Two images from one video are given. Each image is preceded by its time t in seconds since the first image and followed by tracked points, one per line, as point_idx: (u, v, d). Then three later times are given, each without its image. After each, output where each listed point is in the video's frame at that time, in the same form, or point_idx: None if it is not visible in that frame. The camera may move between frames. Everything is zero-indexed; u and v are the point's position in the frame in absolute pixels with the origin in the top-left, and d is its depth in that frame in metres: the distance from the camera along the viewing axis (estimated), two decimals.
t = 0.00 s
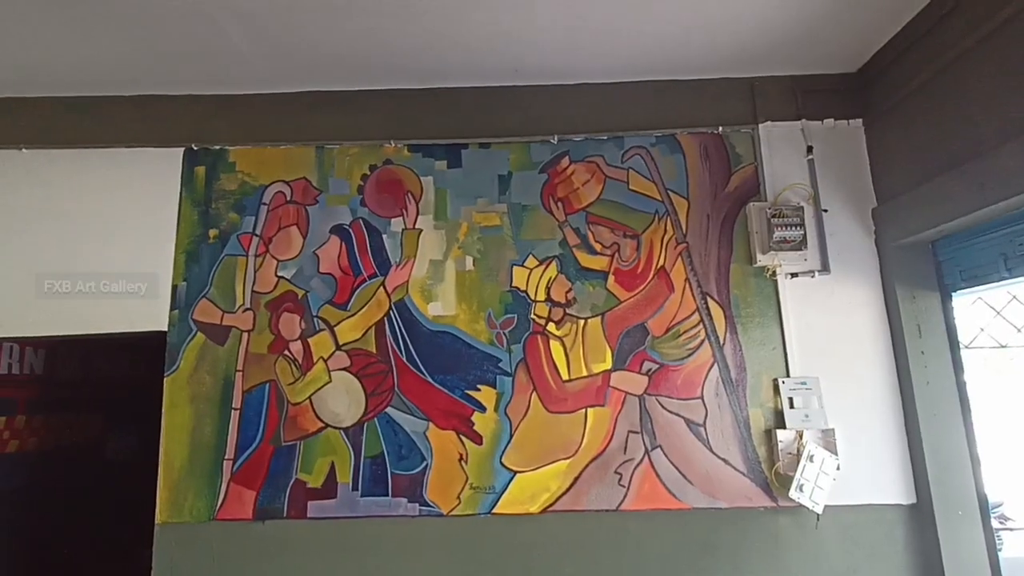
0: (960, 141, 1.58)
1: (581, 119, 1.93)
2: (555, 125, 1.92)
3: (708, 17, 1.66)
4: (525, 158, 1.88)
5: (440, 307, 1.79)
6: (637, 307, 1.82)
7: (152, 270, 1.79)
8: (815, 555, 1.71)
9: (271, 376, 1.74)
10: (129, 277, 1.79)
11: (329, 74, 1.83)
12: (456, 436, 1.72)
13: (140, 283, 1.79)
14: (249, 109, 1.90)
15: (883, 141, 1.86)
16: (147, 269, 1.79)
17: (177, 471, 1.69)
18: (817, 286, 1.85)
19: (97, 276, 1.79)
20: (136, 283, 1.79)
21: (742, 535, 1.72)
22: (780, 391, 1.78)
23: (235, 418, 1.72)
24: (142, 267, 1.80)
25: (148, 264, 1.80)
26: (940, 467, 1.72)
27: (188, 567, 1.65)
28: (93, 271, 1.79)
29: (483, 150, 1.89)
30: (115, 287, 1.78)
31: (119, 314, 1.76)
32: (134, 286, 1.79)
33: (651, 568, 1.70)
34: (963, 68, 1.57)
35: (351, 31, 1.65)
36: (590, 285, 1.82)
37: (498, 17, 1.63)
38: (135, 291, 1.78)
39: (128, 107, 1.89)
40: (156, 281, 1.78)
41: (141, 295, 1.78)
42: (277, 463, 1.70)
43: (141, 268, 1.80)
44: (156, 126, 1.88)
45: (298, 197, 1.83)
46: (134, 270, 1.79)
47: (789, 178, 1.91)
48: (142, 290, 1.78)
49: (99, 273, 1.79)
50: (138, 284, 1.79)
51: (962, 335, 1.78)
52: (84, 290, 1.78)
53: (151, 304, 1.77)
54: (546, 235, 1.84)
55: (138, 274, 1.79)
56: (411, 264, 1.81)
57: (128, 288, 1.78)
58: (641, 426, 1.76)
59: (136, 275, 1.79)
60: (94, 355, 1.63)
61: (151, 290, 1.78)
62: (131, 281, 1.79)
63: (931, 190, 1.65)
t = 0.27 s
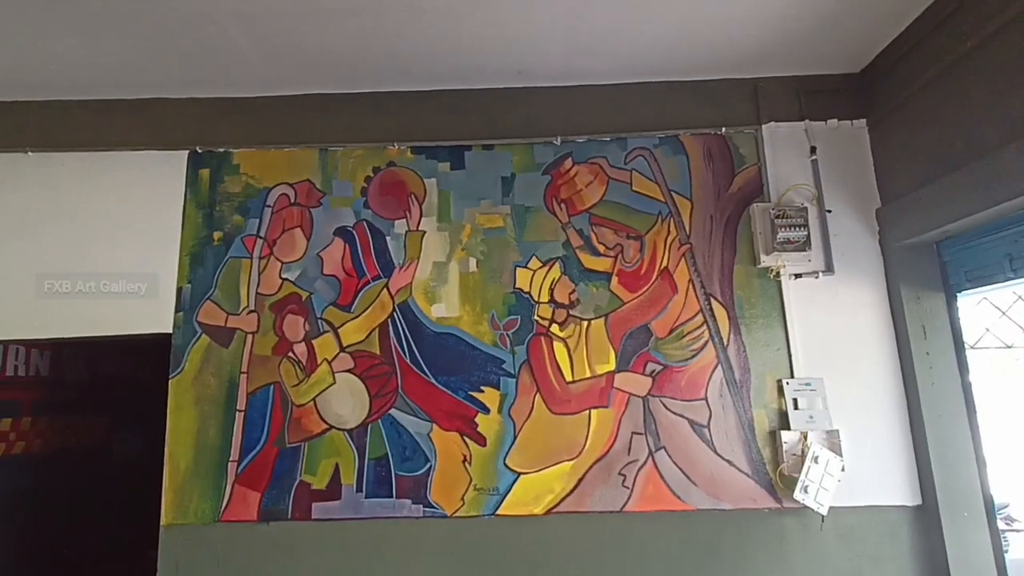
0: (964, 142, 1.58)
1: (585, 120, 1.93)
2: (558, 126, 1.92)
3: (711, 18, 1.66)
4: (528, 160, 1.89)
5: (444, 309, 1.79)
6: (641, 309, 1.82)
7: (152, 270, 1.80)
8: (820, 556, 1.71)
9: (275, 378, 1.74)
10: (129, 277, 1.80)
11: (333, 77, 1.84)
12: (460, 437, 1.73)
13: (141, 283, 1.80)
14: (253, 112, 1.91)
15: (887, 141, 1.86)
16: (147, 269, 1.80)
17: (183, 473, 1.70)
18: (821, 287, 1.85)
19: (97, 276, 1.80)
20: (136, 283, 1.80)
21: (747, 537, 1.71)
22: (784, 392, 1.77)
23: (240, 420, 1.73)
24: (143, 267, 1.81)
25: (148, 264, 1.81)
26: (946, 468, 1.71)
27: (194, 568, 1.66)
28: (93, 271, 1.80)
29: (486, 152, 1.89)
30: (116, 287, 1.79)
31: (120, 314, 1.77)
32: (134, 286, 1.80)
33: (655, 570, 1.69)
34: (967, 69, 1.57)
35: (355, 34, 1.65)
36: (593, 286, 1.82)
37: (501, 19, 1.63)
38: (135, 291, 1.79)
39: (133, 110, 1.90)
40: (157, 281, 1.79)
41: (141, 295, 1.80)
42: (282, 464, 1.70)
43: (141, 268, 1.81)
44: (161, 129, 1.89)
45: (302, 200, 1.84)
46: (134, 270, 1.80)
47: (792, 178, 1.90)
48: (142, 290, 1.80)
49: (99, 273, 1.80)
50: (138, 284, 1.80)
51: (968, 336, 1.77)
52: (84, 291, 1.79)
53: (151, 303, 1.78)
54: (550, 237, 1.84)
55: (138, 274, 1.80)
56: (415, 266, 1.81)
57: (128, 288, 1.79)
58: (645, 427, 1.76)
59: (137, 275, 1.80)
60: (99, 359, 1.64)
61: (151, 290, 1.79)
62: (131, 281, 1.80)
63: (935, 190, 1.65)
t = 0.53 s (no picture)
0: (969, 142, 1.57)
1: (588, 121, 1.93)
2: (562, 127, 1.92)
3: (714, 18, 1.66)
4: (532, 160, 1.89)
5: (448, 309, 1.79)
6: (644, 309, 1.81)
7: (152, 270, 1.81)
8: (824, 557, 1.71)
9: (279, 377, 1.75)
10: (129, 277, 1.81)
11: (337, 77, 1.84)
12: (463, 437, 1.73)
13: (140, 282, 1.81)
14: (257, 112, 1.91)
15: (892, 141, 1.85)
16: (147, 269, 1.81)
17: (187, 472, 1.70)
18: (825, 288, 1.84)
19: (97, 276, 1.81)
20: (136, 283, 1.81)
21: (750, 537, 1.71)
22: (788, 393, 1.77)
23: (244, 420, 1.73)
24: (142, 267, 1.81)
25: (148, 264, 1.81)
26: (951, 469, 1.71)
27: (198, 567, 1.66)
28: (93, 271, 1.81)
29: (490, 152, 1.89)
30: (116, 287, 1.80)
31: (120, 313, 1.78)
32: (134, 285, 1.81)
33: (659, 570, 1.69)
34: (972, 68, 1.56)
35: (358, 34, 1.66)
36: (597, 286, 1.82)
37: (504, 19, 1.63)
38: (135, 291, 1.80)
39: (138, 111, 1.91)
40: (157, 281, 1.80)
41: (141, 295, 1.80)
42: (286, 464, 1.71)
43: (141, 268, 1.81)
44: (166, 129, 1.90)
45: (306, 200, 1.84)
46: (134, 270, 1.81)
47: (797, 179, 1.90)
48: (142, 290, 1.80)
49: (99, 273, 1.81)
50: (138, 284, 1.81)
51: (973, 336, 1.77)
52: (84, 291, 1.80)
53: (151, 303, 1.79)
54: (553, 237, 1.84)
55: (138, 274, 1.81)
56: (418, 266, 1.81)
57: (128, 288, 1.80)
58: (648, 427, 1.75)
59: (137, 275, 1.81)
60: (104, 358, 1.63)
61: (151, 289, 1.80)
62: (131, 281, 1.81)
63: (940, 190, 1.65)
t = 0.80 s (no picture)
0: (980, 140, 1.56)
1: (595, 120, 1.93)
2: (569, 126, 1.92)
3: (722, 16, 1.65)
4: (538, 159, 1.89)
5: (454, 308, 1.80)
6: (651, 308, 1.81)
7: (152, 270, 1.82)
8: (832, 558, 1.70)
9: (287, 376, 1.76)
10: (129, 278, 1.82)
11: (344, 77, 1.85)
12: (470, 436, 1.73)
13: (141, 283, 1.82)
14: (264, 113, 1.92)
15: (902, 139, 1.84)
16: (147, 270, 1.82)
17: (196, 471, 1.72)
18: (834, 287, 1.83)
19: (97, 276, 1.82)
20: (136, 283, 1.82)
21: (758, 538, 1.71)
22: (796, 392, 1.76)
23: (252, 419, 1.74)
24: (142, 267, 1.83)
25: (148, 264, 1.83)
26: (961, 469, 1.69)
27: (207, 565, 1.67)
28: (92, 271, 1.82)
29: (496, 151, 1.89)
30: (116, 287, 1.81)
31: (121, 314, 1.79)
32: (134, 286, 1.82)
33: (666, 570, 1.69)
34: (982, 66, 1.55)
35: (365, 34, 1.66)
36: (604, 286, 1.82)
37: (511, 18, 1.63)
38: (135, 291, 1.81)
39: (147, 111, 1.92)
40: (157, 281, 1.82)
41: (141, 295, 1.82)
42: (294, 462, 1.71)
43: (141, 269, 1.83)
44: (175, 130, 1.91)
45: (313, 199, 1.85)
46: (134, 271, 1.82)
47: (805, 177, 1.89)
48: (143, 290, 1.82)
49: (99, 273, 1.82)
50: (138, 284, 1.82)
51: (983, 336, 1.75)
52: (83, 291, 1.81)
53: (151, 303, 1.80)
54: (560, 236, 1.84)
55: (138, 274, 1.82)
56: (425, 265, 1.82)
57: (128, 288, 1.81)
58: (656, 427, 1.75)
59: (137, 276, 1.82)
60: (113, 358, 1.65)
61: (151, 289, 1.81)
62: (132, 281, 1.82)
63: (950, 189, 1.63)
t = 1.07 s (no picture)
0: (991, 137, 1.55)
1: (602, 117, 1.92)
2: (576, 124, 1.92)
3: (731, 13, 1.65)
4: (546, 157, 1.88)
5: (462, 306, 1.80)
6: (659, 306, 1.81)
7: (152, 270, 1.82)
8: (842, 557, 1.69)
9: (296, 374, 1.76)
10: (129, 277, 1.82)
11: (351, 76, 1.85)
12: (478, 434, 1.73)
13: (140, 283, 1.82)
14: (272, 112, 1.93)
15: (912, 136, 1.83)
16: (147, 270, 1.82)
17: (206, 468, 1.72)
18: (844, 284, 1.82)
19: (98, 277, 1.82)
20: (136, 283, 1.82)
21: (767, 536, 1.70)
22: (806, 390, 1.75)
23: (261, 416, 1.75)
24: (142, 267, 1.83)
25: (148, 264, 1.83)
26: (973, 468, 1.68)
27: (217, 562, 1.68)
28: (92, 271, 1.82)
29: (504, 149, 1.89)
30: (116, 287, 1.81)
31: (121, 314, 1.80)
32: (134, 286, 1.82)
33: (674, 568, 1.69)
34: (994, 62, 1.54)
35: (372, 33, 1.66)
36: (611, 284, 1.82)
37: (518, 17, 1.63)
38: (135, 291, 1.81)
39: (155, 110, 1.93)
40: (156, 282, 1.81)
41: (141, 295, 1.82)
42: (302, 460, 1.72)
43: (141, 269, 1.83)
44: (183, 129, 1.92)
45: (321, 198, 1.85)
46: (134, 271, 1.82)
47: (815, 174, 1.88)
48: (143, 290, 1.81)
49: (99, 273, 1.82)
50: (138, 284, 1.82)
51: (995, 334, 1.73)
52: (83, 291, 1.82)
53: (151, 303, 1.80)
54: (567, 234, 1.84)
55: (138, 274, 1.82)
56: (433, 263, 1.82)
57: (128, 288, 1.81)
58: (664, 425, 1.75)
59: (137, 275, 1.82)
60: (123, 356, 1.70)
61: (151, 290, 1.81)
62: (131, 281, 1.82)
63: (962, 186, 1.62)
